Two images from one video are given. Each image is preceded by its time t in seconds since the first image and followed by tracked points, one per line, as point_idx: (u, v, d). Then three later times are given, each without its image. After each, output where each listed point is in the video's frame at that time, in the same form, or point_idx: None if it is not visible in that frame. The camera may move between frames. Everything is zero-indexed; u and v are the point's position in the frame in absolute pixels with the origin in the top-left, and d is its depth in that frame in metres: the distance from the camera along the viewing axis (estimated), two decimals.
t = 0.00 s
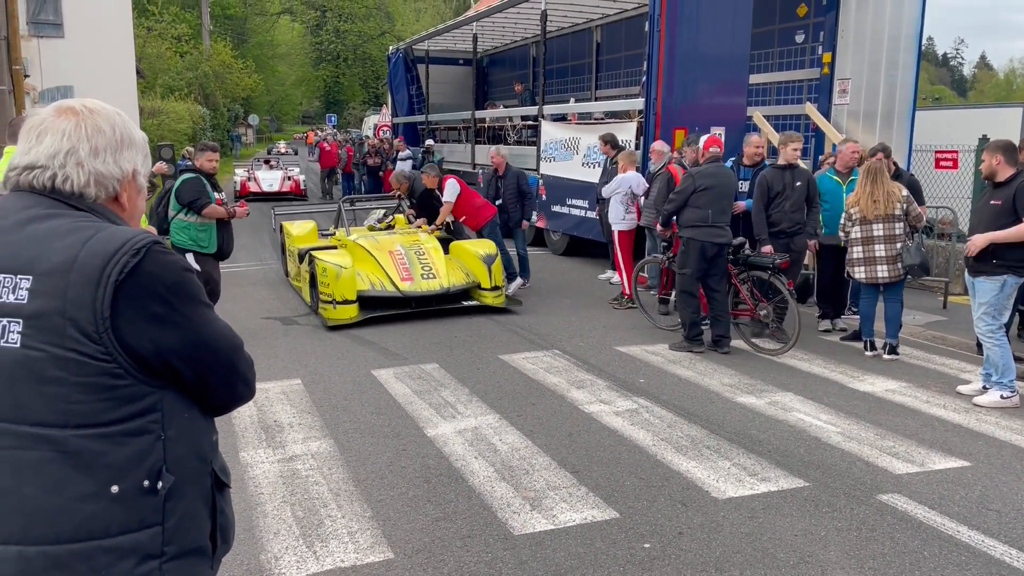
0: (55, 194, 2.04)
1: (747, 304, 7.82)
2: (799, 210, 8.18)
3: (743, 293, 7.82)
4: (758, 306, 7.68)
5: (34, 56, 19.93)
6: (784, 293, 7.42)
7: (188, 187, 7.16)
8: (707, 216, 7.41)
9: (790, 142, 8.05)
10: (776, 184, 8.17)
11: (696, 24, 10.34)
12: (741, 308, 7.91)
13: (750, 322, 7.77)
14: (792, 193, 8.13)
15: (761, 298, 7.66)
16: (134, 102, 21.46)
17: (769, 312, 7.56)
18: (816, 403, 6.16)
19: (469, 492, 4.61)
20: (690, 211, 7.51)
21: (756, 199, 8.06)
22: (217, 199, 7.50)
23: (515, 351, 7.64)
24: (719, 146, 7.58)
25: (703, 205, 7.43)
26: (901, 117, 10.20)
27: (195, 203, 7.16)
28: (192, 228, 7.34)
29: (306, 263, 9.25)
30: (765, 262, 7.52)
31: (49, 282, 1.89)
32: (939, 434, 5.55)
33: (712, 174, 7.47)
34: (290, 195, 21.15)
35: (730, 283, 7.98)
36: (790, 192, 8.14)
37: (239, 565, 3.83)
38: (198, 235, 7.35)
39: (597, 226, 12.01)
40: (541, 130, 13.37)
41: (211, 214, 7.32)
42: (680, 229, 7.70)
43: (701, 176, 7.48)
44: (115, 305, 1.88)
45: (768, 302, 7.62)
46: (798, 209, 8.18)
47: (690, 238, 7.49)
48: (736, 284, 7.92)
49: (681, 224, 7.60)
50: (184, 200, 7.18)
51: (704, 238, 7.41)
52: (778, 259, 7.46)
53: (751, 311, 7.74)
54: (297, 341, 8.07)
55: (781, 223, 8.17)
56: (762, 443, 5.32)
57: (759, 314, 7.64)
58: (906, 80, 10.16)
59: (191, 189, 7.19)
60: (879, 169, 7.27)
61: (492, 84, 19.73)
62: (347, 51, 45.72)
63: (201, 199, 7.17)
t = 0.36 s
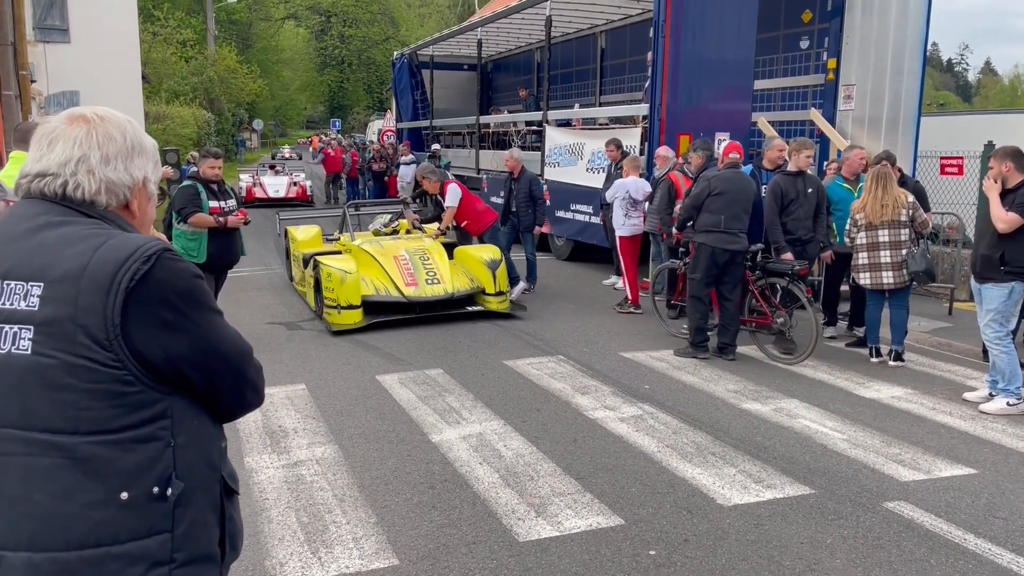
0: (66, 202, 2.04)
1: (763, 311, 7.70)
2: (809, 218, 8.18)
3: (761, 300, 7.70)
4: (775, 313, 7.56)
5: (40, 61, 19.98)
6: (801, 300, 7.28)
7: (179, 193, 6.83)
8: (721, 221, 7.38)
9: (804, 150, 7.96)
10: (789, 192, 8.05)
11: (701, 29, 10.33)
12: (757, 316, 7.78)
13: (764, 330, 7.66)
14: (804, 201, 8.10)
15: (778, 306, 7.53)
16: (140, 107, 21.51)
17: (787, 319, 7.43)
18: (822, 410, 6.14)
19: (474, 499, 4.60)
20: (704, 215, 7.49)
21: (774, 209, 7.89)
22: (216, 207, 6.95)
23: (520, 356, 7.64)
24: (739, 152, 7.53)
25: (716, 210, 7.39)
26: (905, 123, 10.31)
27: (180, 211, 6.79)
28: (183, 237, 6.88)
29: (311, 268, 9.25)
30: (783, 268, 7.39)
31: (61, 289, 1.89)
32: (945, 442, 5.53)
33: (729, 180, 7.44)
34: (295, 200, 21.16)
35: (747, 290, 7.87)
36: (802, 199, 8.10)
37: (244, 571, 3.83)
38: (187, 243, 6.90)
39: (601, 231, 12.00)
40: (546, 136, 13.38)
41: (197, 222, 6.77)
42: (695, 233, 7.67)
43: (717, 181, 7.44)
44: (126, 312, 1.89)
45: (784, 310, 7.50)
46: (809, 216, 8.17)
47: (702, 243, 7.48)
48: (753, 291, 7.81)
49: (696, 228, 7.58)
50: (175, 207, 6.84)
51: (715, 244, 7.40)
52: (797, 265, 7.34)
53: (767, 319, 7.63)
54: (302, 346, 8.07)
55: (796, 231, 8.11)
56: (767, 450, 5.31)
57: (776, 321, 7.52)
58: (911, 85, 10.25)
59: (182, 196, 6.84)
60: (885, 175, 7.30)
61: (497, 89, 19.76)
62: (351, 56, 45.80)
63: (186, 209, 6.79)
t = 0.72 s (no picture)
0: (75, 208, 2.04)
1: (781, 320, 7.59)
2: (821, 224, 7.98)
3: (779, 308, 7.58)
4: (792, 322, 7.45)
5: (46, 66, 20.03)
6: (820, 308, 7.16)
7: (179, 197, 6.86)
8: (726, 228, 7.34)
9: (809, 157, 7.78)
10: (796, 199, 7.92)
11: (705, 35, 10.32)
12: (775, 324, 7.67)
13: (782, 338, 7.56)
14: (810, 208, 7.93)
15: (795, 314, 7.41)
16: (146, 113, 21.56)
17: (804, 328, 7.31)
18: (827, 416, 6.12)
19: (479, 504, 4.59)
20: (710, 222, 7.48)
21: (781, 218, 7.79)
22: (214, 211, 6.93)
23: (524, 362, 7.63)
24: (751, 160, 7.48)
25: (722, 218, 7.36)
26: (910, 129, 10.19)
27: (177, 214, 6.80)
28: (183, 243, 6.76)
29: (315, 273, 9.27)
30: (801, 275, 7.25)
31: (68, 294, 1.89)
32: (951, 449, 5.51)
33: (741, 190, 7.37)
34: (300, 206, 21.18)
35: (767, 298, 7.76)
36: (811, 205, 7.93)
37: None
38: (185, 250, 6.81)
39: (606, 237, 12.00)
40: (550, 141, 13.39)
41: (193, 225, 6.73)
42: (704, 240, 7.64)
43: (724, 188, 7.41)
44: (134, 316, 1.89)
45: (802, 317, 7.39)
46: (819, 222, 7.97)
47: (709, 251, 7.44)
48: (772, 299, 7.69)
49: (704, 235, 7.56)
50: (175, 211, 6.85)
51: (721, 252, 7.34)
52: (814, 273, 7.20)
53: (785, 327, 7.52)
54: (307, 351, 8.07)
55: (806, 239, 7.96)
56: (772, 457, 5.29)
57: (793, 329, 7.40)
58: (916, 90, 10.10)
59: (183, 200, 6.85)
60: (893, 178, 7.26)
61: (501, 95, 19.80)
62: (355, 61, 45.86)
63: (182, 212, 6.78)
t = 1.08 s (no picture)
0: (79, 212, 2.04)
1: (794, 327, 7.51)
2: (831, 231, 7.65)
3: (790, 316, 7.50)
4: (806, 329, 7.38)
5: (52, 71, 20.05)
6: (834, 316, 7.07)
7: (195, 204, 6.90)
8: (728, 233, 7.30)
9: (821, 162, 7.54)
10: (806, 205, 7.66)
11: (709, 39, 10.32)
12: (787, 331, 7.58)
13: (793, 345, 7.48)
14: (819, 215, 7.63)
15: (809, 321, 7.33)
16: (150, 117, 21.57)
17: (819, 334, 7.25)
18: (831, 422, 6.11)
19: (482, 509, 4.59)
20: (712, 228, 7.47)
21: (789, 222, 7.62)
22: (228, 217, 6.94)
23: (527, 367, 7.63)
24: (750, 164, 7.49)
25: (724, 223, 7.34)
26: (914, 136, 10.32)
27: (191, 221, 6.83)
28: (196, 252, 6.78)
29: (319, 277, 9.28)
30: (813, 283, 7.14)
31: (73, 297, 1.90)
32: (955, 455, 5.50)
33: (745, 196, 7.36)
34: (305, 210, 21.19)
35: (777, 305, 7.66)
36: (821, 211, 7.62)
37: None
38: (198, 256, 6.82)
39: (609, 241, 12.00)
40: (553, 146, 13.40)
41: (206, 233, 6.72)
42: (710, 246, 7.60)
43: (723, 192, 7.42)
44: (138, 320, 1.90)
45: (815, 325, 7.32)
46: (830, 230, 7.64)
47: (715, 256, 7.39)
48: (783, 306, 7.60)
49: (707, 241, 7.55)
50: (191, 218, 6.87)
51: (726, 256, 7.28)
52: (828, 280, 7.09)
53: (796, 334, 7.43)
54: (310, 355, 8.08)
55: (814, 246, 7.67)
56: (776, 462, 5.28)
57: (807, 337, 7.34)
58: (919, 98, 10.27)
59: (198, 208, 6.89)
60: (893, 184, 7.26)
61: (505, 100, 19.83)
62: (359, 66, 45.98)
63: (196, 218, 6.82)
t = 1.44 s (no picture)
0: (79, 214, 2.04)
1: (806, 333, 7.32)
2: (868, 244, 7.01)
3: (803, 321, 7.32)
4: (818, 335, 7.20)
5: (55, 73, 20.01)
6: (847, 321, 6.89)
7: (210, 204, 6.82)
8: (733, 236, 7.25)
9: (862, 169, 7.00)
10: (843, 214, 7.12)
11: (712, 43, 10.33)
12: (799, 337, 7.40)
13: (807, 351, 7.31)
14: (857, 225, 7.05)
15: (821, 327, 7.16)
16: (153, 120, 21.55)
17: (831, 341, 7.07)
18: (834, 426, 6.10)
19: (484, 512, 4.58)
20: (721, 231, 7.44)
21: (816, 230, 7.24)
22: (245, 216, 6.90)
23: (529, 370, 7.62)
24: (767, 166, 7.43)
25: (729, 225, 7.29)
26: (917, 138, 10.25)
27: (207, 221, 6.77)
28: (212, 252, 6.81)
29: (321, 280, 9.28)
30: (827, 287, 6.99)
31: (73, 298, 1.90)
32: (958, 459, 5.48)
33: (756, 199, 7.26)
34: (307, 213, 21.19)
35: (790, 310, 7.49)
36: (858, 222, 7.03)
37: None
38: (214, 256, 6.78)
39: (611, 245, 11.99)
40: (556, 149, 13.40)
41: (222, 233, 6.74)
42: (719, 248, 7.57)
43: (731, 195, 7.39)
44: (137, 321, 1.89)
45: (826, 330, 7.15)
46: (867, 241, 7.01)
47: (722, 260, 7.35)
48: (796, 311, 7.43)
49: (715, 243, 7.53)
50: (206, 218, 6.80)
51: (730, 259, 7.25)
52: (842, 285, 6.93)
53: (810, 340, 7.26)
54: (312, 358, 8.08)
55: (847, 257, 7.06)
56: (779, 466, 5.27)
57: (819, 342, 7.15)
58: (923, 100, 10.16)
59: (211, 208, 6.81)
60: (894, 188, 7.28)
61: (507, 103, 19.85)
62: (362, 70, 46.04)
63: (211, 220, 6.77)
